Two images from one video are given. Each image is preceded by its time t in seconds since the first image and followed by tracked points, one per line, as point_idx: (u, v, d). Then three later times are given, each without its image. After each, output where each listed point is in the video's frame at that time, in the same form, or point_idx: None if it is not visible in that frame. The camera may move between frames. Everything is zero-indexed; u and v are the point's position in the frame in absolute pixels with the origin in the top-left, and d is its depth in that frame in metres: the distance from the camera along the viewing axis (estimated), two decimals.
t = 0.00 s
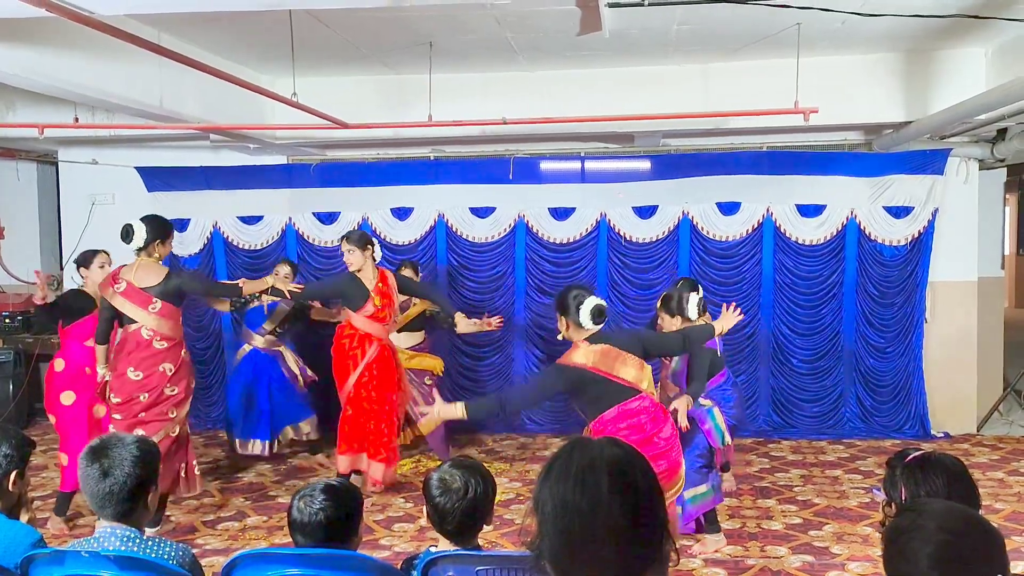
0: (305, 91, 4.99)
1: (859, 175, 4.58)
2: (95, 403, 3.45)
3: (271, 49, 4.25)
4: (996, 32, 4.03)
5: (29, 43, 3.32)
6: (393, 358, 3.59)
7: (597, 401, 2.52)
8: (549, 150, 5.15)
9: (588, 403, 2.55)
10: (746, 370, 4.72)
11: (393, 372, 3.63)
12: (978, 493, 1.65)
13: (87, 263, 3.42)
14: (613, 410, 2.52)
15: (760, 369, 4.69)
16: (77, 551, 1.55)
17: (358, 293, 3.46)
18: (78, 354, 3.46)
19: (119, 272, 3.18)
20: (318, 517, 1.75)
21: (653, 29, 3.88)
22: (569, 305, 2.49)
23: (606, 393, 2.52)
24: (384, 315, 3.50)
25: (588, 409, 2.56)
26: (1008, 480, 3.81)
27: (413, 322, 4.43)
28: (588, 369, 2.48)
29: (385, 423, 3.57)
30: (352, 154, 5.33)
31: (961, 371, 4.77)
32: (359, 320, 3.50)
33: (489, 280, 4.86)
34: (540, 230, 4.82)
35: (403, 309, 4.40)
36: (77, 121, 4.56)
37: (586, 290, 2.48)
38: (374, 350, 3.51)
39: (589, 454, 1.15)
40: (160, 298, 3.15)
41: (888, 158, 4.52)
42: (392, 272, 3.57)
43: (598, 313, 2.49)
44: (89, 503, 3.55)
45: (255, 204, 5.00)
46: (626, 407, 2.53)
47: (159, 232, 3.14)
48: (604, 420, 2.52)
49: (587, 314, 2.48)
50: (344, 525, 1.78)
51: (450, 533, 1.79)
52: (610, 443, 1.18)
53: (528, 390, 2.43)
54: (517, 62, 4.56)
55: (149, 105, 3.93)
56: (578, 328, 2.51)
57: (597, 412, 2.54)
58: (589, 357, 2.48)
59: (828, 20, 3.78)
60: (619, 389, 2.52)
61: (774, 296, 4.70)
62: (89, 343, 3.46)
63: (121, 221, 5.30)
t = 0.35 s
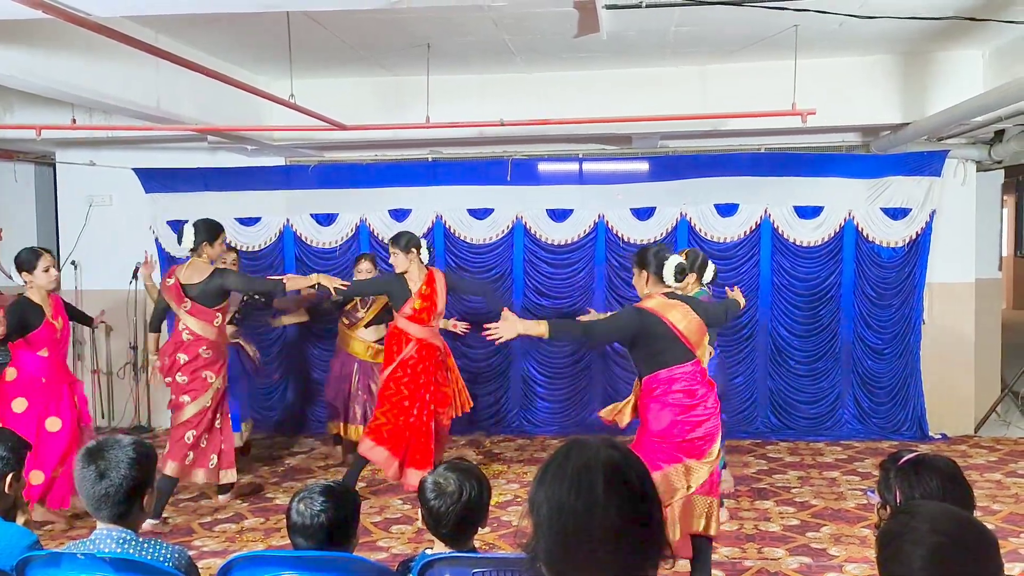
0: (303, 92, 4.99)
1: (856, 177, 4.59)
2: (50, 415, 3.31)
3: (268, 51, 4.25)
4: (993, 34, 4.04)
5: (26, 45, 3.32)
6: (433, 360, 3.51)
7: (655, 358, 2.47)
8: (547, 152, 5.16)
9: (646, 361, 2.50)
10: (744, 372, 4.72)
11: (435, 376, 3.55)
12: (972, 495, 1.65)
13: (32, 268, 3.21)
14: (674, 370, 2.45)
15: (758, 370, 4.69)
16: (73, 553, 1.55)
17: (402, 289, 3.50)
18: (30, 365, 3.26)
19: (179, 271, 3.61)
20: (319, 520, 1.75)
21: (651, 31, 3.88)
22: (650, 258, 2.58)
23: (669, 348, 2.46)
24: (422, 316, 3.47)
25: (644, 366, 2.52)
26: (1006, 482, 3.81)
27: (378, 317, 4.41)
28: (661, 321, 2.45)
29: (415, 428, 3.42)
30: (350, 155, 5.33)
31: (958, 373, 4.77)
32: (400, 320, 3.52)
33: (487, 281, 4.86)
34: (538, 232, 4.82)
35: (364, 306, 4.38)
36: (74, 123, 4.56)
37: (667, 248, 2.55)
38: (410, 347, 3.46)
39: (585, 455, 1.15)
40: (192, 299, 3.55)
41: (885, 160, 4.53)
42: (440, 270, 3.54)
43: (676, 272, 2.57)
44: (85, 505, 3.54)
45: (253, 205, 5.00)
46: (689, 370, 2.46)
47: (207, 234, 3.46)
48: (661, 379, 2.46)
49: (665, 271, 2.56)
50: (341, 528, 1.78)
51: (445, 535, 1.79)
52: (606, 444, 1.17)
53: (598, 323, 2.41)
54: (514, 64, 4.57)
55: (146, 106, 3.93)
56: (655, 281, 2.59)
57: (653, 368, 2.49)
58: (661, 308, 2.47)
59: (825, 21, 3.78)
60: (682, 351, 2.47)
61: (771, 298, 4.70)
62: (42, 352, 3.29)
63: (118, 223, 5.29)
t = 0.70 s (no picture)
0: (301, 93, 4.99)
1: (852, 179, 4.59)
2: (24, 424, 3.01)
3: (264, 52, 4.25)
4: (989, 36, 4.05)
5: (22, 45, 3.32)
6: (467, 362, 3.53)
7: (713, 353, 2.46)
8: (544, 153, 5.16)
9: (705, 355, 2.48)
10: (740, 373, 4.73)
11: (471, 378, 3.58)
12: (965, 496, 1.65)
13: (10, 268, 3.01)
14: (727, 364, 2.45)
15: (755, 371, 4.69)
16: (67, 554, 1.55)
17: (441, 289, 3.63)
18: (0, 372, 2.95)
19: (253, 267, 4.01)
20: (319, 521, 1.75)
21: (647, 32, 3.89)
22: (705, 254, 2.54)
23: (723, 344, 2.45)
24: (455, 317, 3.52)
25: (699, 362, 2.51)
26: (1001, 483, 3.82)
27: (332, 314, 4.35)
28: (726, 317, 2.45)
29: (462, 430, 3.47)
30: (347, 156, 5.33)
31: (954, 375, 4.78)
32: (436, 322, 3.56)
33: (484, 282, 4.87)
34: (535, 233, 4.83)
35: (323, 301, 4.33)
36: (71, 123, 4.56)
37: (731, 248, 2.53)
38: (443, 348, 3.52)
39: (579, 457, 1.15)
40: (259, 292, 3.89)
41: (880, 162, 4.54)
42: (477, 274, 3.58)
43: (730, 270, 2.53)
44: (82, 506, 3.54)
45: (250, 206, 5.00)
46: (746, 363, 2.45)
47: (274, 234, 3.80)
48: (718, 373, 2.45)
49: (719, 266, 2.53)
50: (337, 530, 1.78)
51: (441, 535, 1.79)
52: (600, 446, 1.18)
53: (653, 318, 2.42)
54: (512, 65, 4.57)
55: (143, 107, 3.93)
56: (710, 279, 2.55)
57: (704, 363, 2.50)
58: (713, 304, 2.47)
59: (821, 24, 3.79)
60: (738, 345, 2.46)
61: (767, 299, 4.71)
62: (14, 357, 3.02)
63: (116, 224, 5.29)
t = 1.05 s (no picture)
0: (296, 93, 4.98)
1: (847, 180, 4.60)
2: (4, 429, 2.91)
3: (259, 51, 4.25)
4: (983, 37, 4.06)
5: (16, 44, 3.31)
6: (488, 373, 3.48)
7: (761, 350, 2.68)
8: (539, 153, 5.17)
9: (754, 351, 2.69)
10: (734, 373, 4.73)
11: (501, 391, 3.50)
12: (957, 495, 1.65)
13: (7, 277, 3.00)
14: (770, 361, 2.67)
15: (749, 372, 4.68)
16: (60, 553, 1.55)
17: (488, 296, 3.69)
18: None
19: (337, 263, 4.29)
20: (313, 520, 1.75)
21: (642, 33, 3.89)
22: (748, 259, 2.76)
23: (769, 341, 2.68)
24: (474, 324, 3.52)
25: (745, 358, 2.72)
26: (995, 483, 3.83)
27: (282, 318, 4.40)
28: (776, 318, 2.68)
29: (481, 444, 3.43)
30: (343, 156, 5.33)
31: (949, 376, 4.79)
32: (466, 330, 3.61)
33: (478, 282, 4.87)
34: (531, 233, 4.83)
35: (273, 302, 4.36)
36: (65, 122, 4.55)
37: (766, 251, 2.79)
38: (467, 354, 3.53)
39: (572, 456, 1.15)
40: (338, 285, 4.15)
41: (874, 163, 4.55)
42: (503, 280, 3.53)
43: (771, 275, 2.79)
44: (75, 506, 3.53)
45: (245, 205, 4.99)
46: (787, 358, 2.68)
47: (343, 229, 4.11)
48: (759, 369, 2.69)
49: (762, 271, 2.77)
50: (332, 528, 1.78)
51: (435, 533, 1.79)
52: (594, 445, 1.17)
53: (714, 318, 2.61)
54: (507, 65, 4.57)
55: (137, 106, 3.92)
56: (752, 281, 2.78)
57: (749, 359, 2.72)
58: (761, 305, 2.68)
59: (816, 24, 3.80)
60: (780, 342, 2.69)
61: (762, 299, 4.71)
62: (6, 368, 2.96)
63: (111, 223, 5.28)
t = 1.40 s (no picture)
0: (291, 92, 4.98)
1: (842, 181, 4.61)
2: None
3: (254, 51, 4.25)
4: (979, 39, 4.07)
5: (10, 43, 3.31)
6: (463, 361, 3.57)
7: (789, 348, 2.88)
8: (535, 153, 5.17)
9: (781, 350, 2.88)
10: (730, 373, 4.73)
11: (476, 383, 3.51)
12: (949, 495, 1.66)
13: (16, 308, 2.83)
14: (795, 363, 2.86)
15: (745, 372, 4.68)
16: (54, 553, 1.54)
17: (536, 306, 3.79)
18: None
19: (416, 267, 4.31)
20: (305, 518, 1.75)
21: (638, 33, 3.90)
22: (762, 274, 2.95)
23: (791, 345, 2.88)
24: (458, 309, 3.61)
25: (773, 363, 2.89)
26: (989, 484, 3.84)
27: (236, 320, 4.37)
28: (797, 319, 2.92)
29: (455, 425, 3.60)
30: (338, 156, 5.32)
31: (943, 376, 4.81)
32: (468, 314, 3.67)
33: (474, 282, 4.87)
34: (526, 233, 4.83)
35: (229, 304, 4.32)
36: (60, 121, 4.54)
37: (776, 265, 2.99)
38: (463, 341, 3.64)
39: (567, 456, 1.15)
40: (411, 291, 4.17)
41: (869, 164, 4.56)
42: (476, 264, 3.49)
43: (779, 286, 3.00)
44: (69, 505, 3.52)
45: (240, 205, 4.98)
46: (808, 359, 2.87)
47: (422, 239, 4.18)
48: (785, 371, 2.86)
49: (774, 283, 2.97)
50: (326, 527, 1.78)
51: (430, 534, 1.79)
52: (590, 445, 1.18)
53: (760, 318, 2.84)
54: (503, 66, 4.57)
55: (132, 105, 3.90)
56: (766, 293, 2.97)
57: (775, 363, 2.89)
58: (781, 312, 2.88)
59: (811, 26, 3.81)
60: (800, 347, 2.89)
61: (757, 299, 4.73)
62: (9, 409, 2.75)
63: (105, 222, 5.27)
